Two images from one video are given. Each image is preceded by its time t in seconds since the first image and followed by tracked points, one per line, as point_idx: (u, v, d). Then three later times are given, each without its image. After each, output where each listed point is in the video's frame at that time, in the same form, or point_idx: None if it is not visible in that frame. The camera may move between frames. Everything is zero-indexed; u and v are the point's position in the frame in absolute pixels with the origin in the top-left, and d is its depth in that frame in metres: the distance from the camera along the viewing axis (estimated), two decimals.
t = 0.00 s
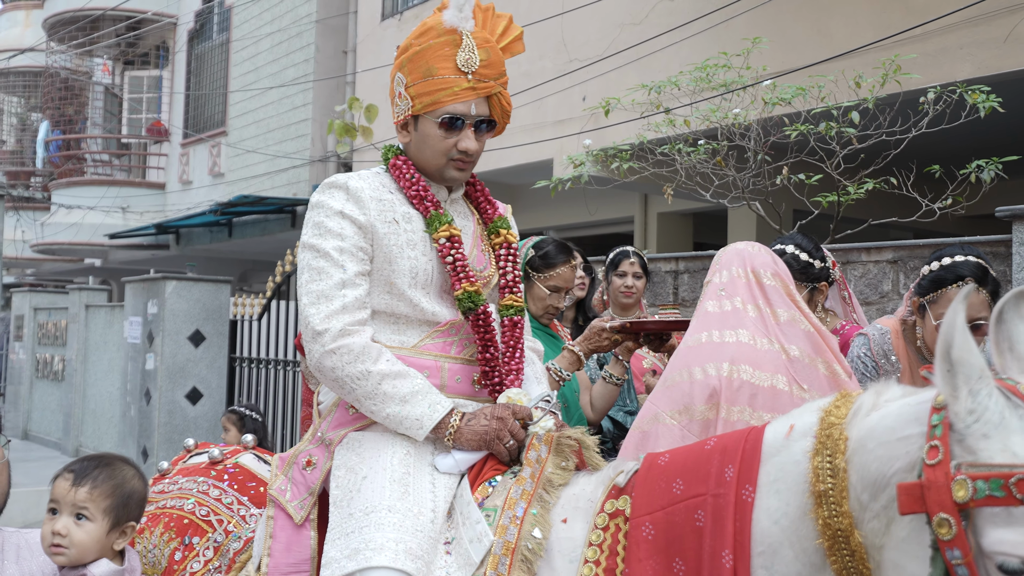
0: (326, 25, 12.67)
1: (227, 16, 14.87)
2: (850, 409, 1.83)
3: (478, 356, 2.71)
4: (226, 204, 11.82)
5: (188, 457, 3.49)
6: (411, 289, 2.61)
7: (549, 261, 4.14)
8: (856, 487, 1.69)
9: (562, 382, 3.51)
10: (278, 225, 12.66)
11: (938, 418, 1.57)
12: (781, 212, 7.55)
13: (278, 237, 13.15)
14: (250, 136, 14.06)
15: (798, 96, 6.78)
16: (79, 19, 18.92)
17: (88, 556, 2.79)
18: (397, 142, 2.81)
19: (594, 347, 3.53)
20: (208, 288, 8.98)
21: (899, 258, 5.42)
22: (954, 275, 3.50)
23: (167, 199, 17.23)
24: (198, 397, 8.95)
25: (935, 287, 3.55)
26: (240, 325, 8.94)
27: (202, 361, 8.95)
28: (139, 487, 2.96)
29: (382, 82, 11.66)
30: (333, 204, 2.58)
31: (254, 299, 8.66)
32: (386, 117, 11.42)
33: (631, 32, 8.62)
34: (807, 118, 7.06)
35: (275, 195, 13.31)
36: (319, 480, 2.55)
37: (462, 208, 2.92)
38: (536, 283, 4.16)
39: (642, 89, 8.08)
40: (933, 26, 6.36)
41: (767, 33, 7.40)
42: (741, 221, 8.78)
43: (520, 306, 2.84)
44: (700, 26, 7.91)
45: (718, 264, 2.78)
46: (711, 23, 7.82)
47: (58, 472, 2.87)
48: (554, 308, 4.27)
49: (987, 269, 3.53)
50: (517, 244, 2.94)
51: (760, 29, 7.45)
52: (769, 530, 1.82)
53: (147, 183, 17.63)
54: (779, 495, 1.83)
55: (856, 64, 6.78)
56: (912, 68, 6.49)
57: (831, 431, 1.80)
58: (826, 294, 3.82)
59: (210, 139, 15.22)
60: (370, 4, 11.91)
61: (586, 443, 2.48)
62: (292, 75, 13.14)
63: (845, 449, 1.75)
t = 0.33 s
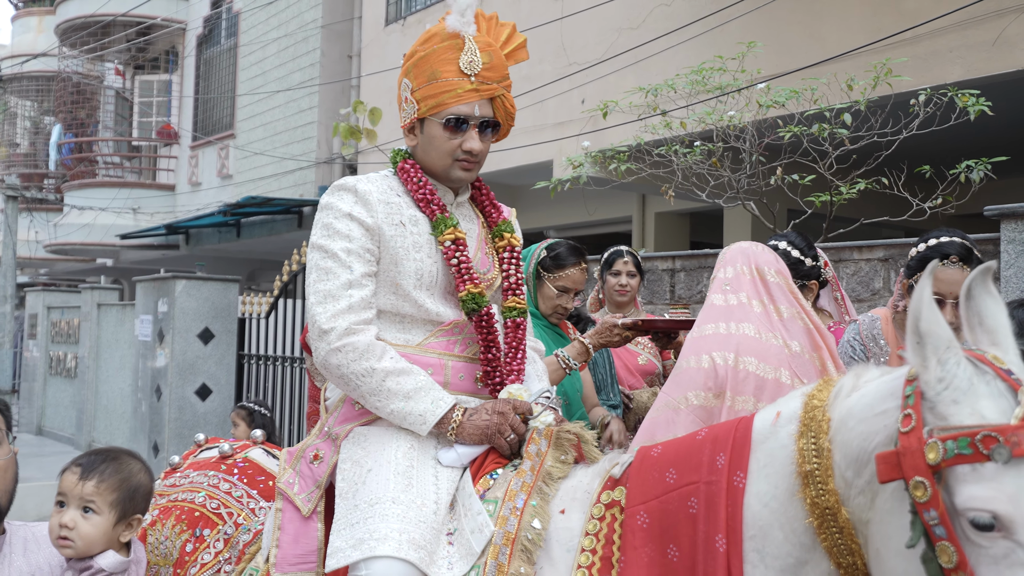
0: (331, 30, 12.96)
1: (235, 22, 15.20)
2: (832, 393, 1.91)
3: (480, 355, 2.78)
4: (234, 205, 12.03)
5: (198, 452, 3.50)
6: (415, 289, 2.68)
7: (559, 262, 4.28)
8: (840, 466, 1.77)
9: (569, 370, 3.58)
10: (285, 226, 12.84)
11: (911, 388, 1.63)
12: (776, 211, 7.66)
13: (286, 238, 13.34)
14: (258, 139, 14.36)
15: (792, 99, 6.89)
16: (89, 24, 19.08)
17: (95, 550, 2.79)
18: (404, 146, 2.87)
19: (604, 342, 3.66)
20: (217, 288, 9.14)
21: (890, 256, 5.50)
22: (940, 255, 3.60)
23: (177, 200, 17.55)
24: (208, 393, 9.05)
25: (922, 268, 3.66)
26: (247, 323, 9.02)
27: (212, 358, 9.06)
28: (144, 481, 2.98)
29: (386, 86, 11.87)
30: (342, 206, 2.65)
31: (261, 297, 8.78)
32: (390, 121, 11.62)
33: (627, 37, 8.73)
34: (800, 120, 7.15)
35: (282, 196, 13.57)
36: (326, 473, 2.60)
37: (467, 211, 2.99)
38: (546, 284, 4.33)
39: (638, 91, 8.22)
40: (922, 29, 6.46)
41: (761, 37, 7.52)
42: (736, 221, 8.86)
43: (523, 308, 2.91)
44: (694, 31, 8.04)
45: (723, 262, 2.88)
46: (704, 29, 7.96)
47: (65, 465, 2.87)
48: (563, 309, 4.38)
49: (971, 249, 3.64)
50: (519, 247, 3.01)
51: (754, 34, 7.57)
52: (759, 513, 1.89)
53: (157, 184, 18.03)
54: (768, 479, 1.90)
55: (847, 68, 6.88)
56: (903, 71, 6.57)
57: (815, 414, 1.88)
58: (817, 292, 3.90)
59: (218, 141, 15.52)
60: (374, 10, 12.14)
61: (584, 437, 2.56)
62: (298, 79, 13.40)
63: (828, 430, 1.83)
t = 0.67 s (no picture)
0: (338, 36, 13.28)
1: (244, 28, 15.60)
2: (820, 385, 1.99)
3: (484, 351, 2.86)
4: (243, 206, 12.24)
5: (209, 447, 3.58)
6: (422, 287, 2.76)
7: (561, 259, 4.39)
8: (829, 456, 1.84)
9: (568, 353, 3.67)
10: (294, 226, 12.92)
11: (895, 378, 1.71)
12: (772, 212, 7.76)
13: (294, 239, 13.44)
14: (267, 142, 14.70)
15: (786, 102, 7.00)
16: (102, 30, 19.27)
17: (102, 539, 2.84)
18: (412, 148, 2.95)
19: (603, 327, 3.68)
20: (227, 286, 9.24)
21: (882, 255, 5.58)
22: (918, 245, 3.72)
23: (188, 203, 17.99)
24: (218, 389, 9.18)
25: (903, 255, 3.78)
26: (257, 320, 9.18)
27: (222, 355, 9.20)
28: (147, 471, 3.01)
29: (391, 89, 12.08)
30: (351, 206, 2.73)
31: (271, 296, 8.92)
32: (395, 124, 11.81)
33: (626, 41, 8.87)
34: (795, 123, 7.25)
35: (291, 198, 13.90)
36: (335, 466, 2.67)
37: (472, 212, 3.07)
38: (549, 281, 4.41)
39: (637, 95, 8.31)
40: (914, 34, 6.56)
41: (756, 42, 7.64)
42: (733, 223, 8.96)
43: (526, 307, 2.98)
44: (690, 36, 8.19)
45: (706, 264, 3.18)
46: (701, 32, 8.10)
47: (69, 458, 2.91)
48: (568, 306, 4.44)
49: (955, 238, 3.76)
50: (523, 248, 3.08)
51: (749, 38, 7.68)
52: (753, 504, 1.97)
53: (168, 186, 18.49)
54: (761, 470, 1.99)
55: (841, 71, 6.98)
56: (895, 74, 6.67)
57: (804, 406, 1.96)
58: (805, 289, 3.97)
59: (228, 144, 15.92)
60: (380, 16, 12.39)
61: (586, 431, 2.61)
62: (306, 84, 13.71)
63: (817, 421, 1.91)
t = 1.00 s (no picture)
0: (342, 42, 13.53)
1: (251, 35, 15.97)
2: (817, 382, 2.07)
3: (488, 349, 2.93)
4: (251, 208, 12.44)
5: (221, 442, 3.66)
6: (428, 287, 2.84)
7: (559, 258, 4.50)
8: (824, 453, 1.92)
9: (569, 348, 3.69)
10: (300, 228, 12.86)
11: (892, 379, 1.78)
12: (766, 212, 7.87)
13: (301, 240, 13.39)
14: (273, 146, 15.02)
15: (780, 105, 7.15)
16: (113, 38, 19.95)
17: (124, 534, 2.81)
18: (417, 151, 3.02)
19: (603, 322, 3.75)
20: (235, 287, 9.29)
21: (873, 253, 5.67)
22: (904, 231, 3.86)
23: (196, 206, 18.40)
24: (227, 387, 9.28)
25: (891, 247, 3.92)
26: (267, 319, 9.38)
27: (231, 354, 9.30)
28: (173, 471, 2.98)
29: (394, 94, 12.22)
30: (359, 208, 2.81)
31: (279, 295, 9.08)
32: (398, 127, 12.01)
33: (624, 46, 9.04)
34: (787, 125, 7.39)
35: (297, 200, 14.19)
36: (344, 461, 2.75)
37: (475, 214, 3.14)
38: (547, 279, 4.51)
39: (634, 97, 8.45)
40: (903, 38, 6.68)
41: (750, 46, 7.78)
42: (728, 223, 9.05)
43: (528, 306, 3.06)
44: (686, 41, 8.34)
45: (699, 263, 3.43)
46: (696, 37, 8.25)
47: (100, 453, 2.88)
48: (567, 304, 4.52)
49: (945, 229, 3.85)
50: (525, 249, 3.16)
51: (744, 43, 7.82)
52: (750, 497, 2.06)
53: (177, 189, 18.96)
54: (758, 465, 2.07)
55: (832, 75, 7.11)
56: (885, 77, 6.79)
57: (801, 402, 2.04)
58: (803, 287, 4.07)
59: (235, 148, 16.31)
60: (381, 22, 12.56)
61: (588, 426, 2.68)
62: (312, 89, 14.00)
63: (813, 418, 1.99)
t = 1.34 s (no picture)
0: (347, 48, 13.69)
1: (257, 41, 16.26)
2: (814, 383, 2.15)
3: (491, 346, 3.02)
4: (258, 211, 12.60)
5: (232, 438, 3.75)
6: (433, 286, 2.92)
7: (564, 264, 4.55)
8: (819, 452, 1.99)
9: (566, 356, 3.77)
10: (307, 229, 13.13)
11: (888, 385, 1.85)
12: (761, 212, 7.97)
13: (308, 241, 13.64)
14: (280, 149, 15.26)
15: (773, 107, 7.30)
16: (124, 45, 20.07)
17: (150, 532, 2.78)
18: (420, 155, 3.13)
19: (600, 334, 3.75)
20: (244, 287, 9.61)
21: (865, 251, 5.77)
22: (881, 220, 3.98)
23: (207, 208, 18.80)
24: (237, 383, 9.56)
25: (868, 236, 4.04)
26: (274, 317, 9.54)
27: (240, 352, 9.56)
28: (199, 474, 2.95)
29: (396, 98, 12.36)
30: (366, 211, 2.90)
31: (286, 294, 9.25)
32: (402, 130, 12.17)
33: (621, 51, 9.21)
34: (781, 126, 7.55)
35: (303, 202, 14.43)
36: (352, 454, 2.84)
37: (479, 215, 3.24)
38: (550, 283, 4.58)
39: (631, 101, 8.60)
40: (894, 41, 6.83)
41: (744, 51, 7.95)
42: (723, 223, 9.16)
43: (530, 304, 3.15)
44: (681, 45, 8.51)
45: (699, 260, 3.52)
46: (691, 43, 8.42)
47: (130, 453, 2.87)
48: (569, 308, 4.62)
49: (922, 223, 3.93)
50: (527, 248, 3.24)
51: (738, 47, 7.99)
52: (745, 491, 2.14)
53: (188, 193, 19.40)
54: (754, 460, 2.15)
55: (825, 78, 7.28)
56: (876, 80, 6.96)
57: (798, 402, 2.12)
58: (800, 282, 4.16)
59: (244, 151, 16.57)
60: (384, 27, 12.68)
61: (588, 420, 2.78)
62: (317, 93, 14.21)
63: (809, 418, 2.06)
